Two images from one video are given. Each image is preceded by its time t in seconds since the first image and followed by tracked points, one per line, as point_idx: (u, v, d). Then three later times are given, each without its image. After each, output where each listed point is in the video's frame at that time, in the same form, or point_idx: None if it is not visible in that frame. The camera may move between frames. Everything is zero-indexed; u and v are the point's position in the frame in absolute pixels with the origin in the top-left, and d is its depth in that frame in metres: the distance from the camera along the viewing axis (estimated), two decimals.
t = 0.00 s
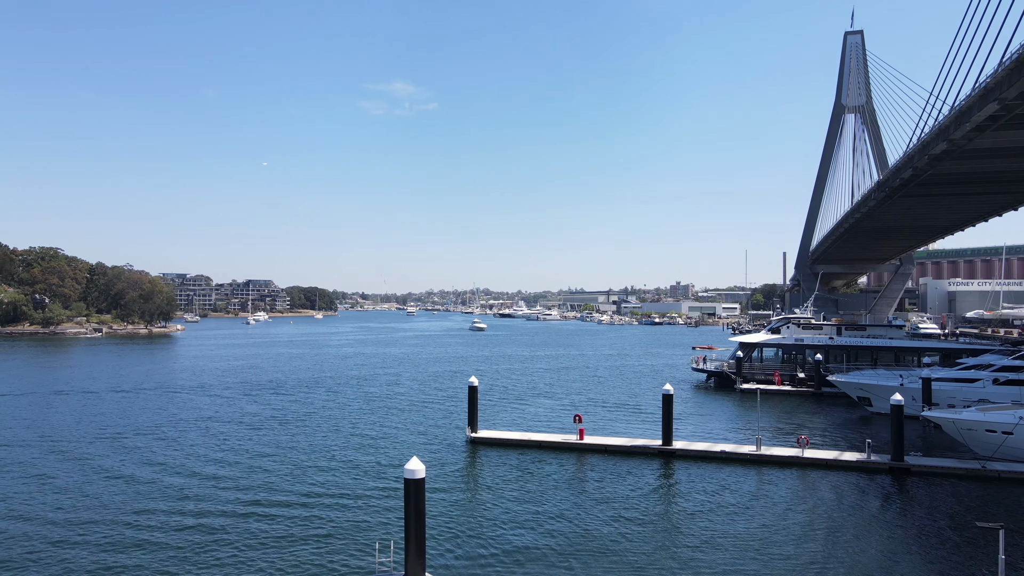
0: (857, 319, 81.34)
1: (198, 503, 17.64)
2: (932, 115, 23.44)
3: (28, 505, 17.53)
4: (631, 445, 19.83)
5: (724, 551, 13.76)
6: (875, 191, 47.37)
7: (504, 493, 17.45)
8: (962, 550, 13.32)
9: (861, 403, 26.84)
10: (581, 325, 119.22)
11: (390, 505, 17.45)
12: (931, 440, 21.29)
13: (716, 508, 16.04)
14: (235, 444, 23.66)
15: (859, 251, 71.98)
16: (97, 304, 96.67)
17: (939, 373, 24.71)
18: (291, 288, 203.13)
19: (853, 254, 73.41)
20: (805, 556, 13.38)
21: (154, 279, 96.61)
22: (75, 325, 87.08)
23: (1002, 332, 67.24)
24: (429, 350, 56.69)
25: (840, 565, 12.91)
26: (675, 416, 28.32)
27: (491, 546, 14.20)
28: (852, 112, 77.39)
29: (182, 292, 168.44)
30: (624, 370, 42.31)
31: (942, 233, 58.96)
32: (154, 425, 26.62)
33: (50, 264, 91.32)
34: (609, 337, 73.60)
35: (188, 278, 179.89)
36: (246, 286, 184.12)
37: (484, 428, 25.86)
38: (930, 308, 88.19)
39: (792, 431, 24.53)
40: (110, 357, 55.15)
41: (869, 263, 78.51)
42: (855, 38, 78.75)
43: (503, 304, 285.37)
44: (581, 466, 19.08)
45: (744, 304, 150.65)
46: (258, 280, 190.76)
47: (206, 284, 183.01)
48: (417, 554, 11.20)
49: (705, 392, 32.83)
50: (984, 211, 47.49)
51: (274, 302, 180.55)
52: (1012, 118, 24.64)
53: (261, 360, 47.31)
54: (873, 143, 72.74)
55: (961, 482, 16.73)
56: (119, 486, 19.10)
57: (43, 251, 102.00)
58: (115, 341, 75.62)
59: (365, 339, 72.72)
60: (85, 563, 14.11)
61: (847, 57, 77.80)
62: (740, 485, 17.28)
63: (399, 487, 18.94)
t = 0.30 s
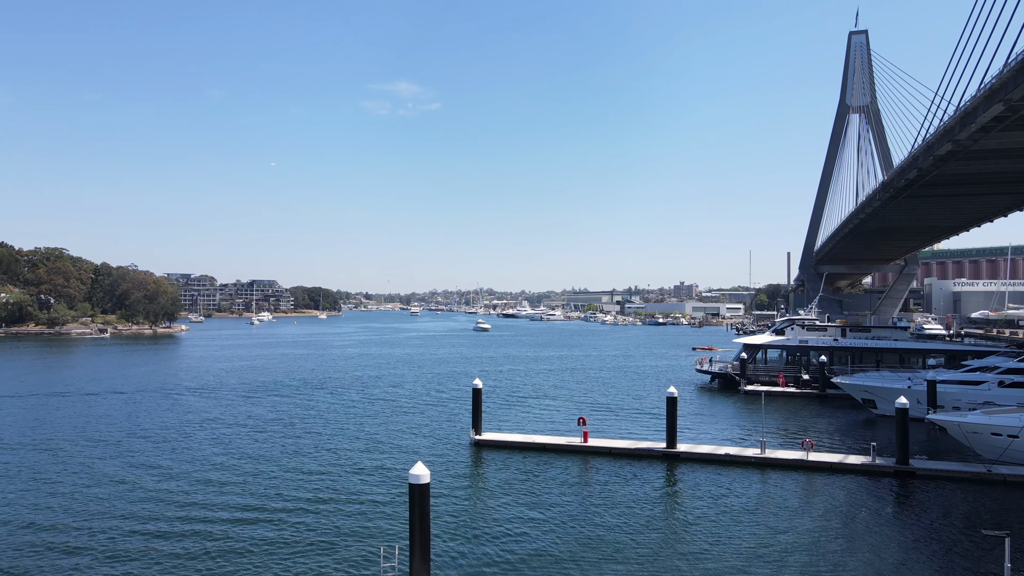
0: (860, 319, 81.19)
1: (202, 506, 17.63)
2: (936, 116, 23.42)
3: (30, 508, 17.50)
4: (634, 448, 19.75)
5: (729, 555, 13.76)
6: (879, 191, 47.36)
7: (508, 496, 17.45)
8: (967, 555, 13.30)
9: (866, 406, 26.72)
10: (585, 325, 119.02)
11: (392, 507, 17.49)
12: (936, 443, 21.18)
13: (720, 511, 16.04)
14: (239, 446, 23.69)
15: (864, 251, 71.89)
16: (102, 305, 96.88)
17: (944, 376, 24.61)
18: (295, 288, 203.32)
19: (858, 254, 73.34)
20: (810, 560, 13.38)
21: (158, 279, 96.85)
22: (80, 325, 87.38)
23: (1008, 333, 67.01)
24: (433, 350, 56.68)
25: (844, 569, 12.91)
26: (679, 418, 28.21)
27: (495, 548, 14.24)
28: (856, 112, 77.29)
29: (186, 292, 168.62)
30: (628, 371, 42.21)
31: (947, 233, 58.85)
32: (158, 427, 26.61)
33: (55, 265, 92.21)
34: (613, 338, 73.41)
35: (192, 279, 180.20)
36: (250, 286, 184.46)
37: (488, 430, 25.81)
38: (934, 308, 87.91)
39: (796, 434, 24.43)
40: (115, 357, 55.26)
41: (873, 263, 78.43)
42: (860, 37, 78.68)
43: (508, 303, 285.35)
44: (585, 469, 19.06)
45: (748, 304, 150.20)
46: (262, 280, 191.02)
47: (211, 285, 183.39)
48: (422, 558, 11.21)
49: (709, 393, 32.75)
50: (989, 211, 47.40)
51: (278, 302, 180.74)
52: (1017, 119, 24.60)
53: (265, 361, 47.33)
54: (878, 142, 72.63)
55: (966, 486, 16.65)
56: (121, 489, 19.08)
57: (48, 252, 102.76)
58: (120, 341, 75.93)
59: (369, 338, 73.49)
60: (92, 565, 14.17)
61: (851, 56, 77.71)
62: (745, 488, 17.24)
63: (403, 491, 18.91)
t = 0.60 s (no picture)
0: (865, 320, 81.03)
1: (207, 514, 17.58)
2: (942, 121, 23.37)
3: (36, 520, 17.45)
4: (639, 457, 19.67)
5: (735, 567, 13.71)
6: (884, 194, 47.33)
7: (512, 505, 17.43)
8: (974, 568, 13.25)
9: (871, 412, 26.61)
10: (589, 326, 118.81)
11: (397, 513, 17.45)
12: (942, 452, 21.10)
13: (725, 522, 16.00)
14: (244, 453, 23.63)
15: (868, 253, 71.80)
16: (107, 306, 96.76)
17: (949, 383, 24.51)
18: (299, 288, 203.40)
19: (862, 255, 73.24)
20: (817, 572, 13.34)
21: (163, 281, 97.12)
22: (85, 327, 87.75)
23: (1014, 335, 66.81)
24: (437, 353, 56.64)
25: None
26: (684, 424, 28.08)
27: (500, 559, 14.22)
28: (861, 113, 77.17)
29: (190, 293, 168.73)
30: (632, 374, 42.08)
31: (952, 235, 58.69)
32: (163, 434, 26.57)
33: (61, 268, 93.07)
34: (617, 339, 73.27)
35: (197, 279, 180.44)
36: (254, 287, 184.52)
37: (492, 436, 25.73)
38: (939, 309, 87.65)
39: (801, 442, 24.32)
40: (120, 360, 55.26)
41: (878, 265, 78.33)
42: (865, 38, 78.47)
43: (511, 304, 285.34)
44: (589, 478, 19.02)
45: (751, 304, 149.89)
46: (266, 281, 191.10)
47: (215, 285, 183.65)
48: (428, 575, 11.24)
49: (714, 399, 32.64)
50: (994, 214, 47.30)
51: (282, 303, 180.74)
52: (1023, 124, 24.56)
53: (269, 365, 47.32)
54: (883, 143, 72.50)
55: (972, 498, 16.60)
56: (127, 497, 19.04)
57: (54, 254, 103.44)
58: (125, 343, 76.22)
59: (374, 339, 76.46)
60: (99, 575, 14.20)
61: (855, 57, 77.60)
62: (750, 499, 17.19)
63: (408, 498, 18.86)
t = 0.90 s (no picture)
0: (870, 321, 80.59)
1: (212, 531, 17.44)
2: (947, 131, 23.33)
3: (39, 533, 17.31)
4: (644, 473, 19.62)
5: None
6: (889, 198, 47.28)
7: (517, 521, 17.35)
8: None
9: (876, 424, 26.50)
10: (593, 327, 118.70)
11: (402, 529, 17.36)
12: (947, 466, 21.02)
13: (732, 541, 15.89)
14: (249, 467, 23.51)
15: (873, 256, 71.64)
16: (112, 309, 96.96)
17: (954, 394, 24.46)
18: (302, 289, 203.53)
19: (867, 258, 73.10)
20: None
21: (168, 284, 97.36)
22: (90, 330, 87.97)
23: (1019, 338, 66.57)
24: (440, 358, 56.53)
25: None
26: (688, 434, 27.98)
27: None
28: (865, 115, 77.04)
29: (195, 294, 168.91)
30: (636, 381, 41.97)
31: (958, 239, 58.50)
32: (167, 446, 26.44)
33: (66, 271, 93.44)
34: (621, 343, 73.15)
35: (201, 280, 180.87)
36: (258, 288, 184.63)
37: (496, 447, 25.67)
38: (944, 311, 87.34)
39: (806, 454, 24.22)
40: (124, 365, 55.35)
41: (882, 268, 78.16)
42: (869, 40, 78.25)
43: (515, 304, 285.32)
44: (594, 494, 18.95)
45: (755, 305, 149.46)
46: (270, 282, 191.34)
47: (219, 286, 183.95)
48: None
49: (718, 407, 32.54)
50: (999, 219, 47.20)
51: (286, 304, 180.90)
52: None
53: (274, 371, 47.26)
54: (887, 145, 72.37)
55: (979, 517, 16.51)
56: (131, 511, 18.91)
57: (59, 257, 103.78)
58: (130, 346, 76.33)
59: (378, 342, 76.25)
60: None
61: (860, 58, 77.45)
62: (756, 518, 17.10)
63: (413, 510, 18.72)
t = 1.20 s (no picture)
0: (872, 326, 80.99)
1: (220, 527, 17.22)
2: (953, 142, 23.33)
3: (47, 528, 16.81)
4: (649, 492, 19.57)
5: None
6: (895, 204, 47.20)
7: (522, 541, 17.29)
8: None
9: (882, 438, 26.38)
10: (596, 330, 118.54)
11: (410, 535, 17.19)
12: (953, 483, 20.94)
13: (738, 564, 15.81)
14: (258, 463, 23.07)
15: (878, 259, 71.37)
16: (117, 312, 97.27)
17: (960, 409, 24.38)
18: (306, 291, 203.77)
19: (872, 262, 72.83)
20: None
21: (172, 287, 97.60)
22: (95, 333, 88.27)
23: None
24: (444, 363, 56.47)
25: None
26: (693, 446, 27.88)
27: None
28: (870, 117, 76.86)
29: (199, 296, 169.13)
30: (640, 388, 41.87)
31: (964, 243, 58.21)
32: (171, 442, 26.23)
33: (71, 275, 93.67)
34: (625, 347, 72.94)
35: (205, 282, 181.23)
36: (262, 290, 184.75)
37: (501, 460, 25.62)
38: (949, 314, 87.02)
39: (811, 468, 24.11)
40: (129, 371, 55.41)
41: (887, 271, 77.84)
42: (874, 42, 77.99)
43: (518, 304, 285.24)
44: (599, 514, 18.89)
45: (759, 307, 149.07)
46: (274, 284, 191.61)
47: (223, 288, 184.27)
48: None
49: (723, 418, 32.42)
50: (1005, 224, 47.12)
51: (290, 305, 181.03)
52: None
53: (278, 378, 47.17)
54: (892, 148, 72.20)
55: (986, 540, 16.45)
56: (136, 502, 18.73)
57: (64, 261, 104.15)
58: (134, 350, 76.62)
59: (382, 347, 76.18)
60: None
61: (864, 60, 77.29)
62: (761, 540, 17.02)
63: (420, 515, 18.53)
